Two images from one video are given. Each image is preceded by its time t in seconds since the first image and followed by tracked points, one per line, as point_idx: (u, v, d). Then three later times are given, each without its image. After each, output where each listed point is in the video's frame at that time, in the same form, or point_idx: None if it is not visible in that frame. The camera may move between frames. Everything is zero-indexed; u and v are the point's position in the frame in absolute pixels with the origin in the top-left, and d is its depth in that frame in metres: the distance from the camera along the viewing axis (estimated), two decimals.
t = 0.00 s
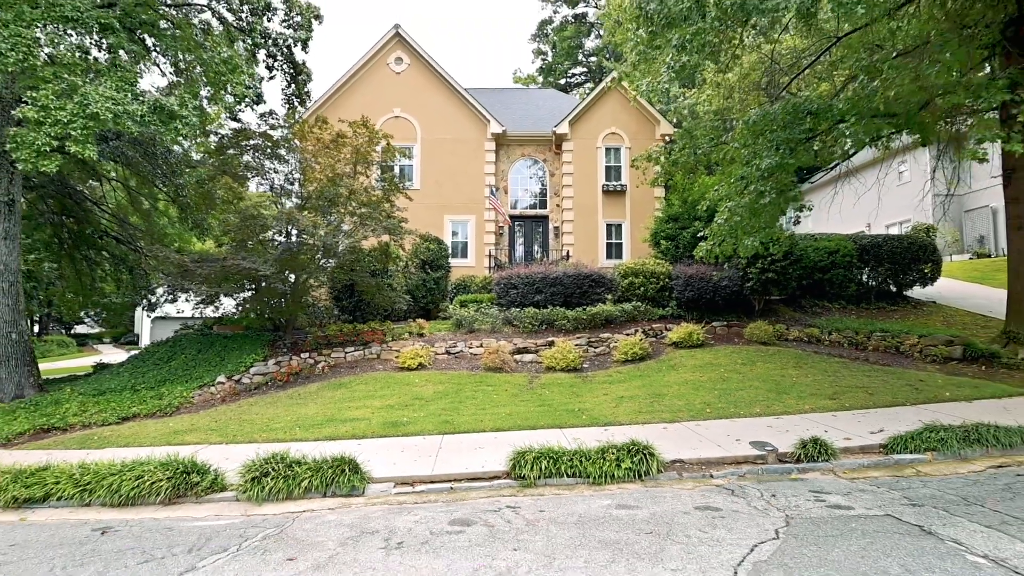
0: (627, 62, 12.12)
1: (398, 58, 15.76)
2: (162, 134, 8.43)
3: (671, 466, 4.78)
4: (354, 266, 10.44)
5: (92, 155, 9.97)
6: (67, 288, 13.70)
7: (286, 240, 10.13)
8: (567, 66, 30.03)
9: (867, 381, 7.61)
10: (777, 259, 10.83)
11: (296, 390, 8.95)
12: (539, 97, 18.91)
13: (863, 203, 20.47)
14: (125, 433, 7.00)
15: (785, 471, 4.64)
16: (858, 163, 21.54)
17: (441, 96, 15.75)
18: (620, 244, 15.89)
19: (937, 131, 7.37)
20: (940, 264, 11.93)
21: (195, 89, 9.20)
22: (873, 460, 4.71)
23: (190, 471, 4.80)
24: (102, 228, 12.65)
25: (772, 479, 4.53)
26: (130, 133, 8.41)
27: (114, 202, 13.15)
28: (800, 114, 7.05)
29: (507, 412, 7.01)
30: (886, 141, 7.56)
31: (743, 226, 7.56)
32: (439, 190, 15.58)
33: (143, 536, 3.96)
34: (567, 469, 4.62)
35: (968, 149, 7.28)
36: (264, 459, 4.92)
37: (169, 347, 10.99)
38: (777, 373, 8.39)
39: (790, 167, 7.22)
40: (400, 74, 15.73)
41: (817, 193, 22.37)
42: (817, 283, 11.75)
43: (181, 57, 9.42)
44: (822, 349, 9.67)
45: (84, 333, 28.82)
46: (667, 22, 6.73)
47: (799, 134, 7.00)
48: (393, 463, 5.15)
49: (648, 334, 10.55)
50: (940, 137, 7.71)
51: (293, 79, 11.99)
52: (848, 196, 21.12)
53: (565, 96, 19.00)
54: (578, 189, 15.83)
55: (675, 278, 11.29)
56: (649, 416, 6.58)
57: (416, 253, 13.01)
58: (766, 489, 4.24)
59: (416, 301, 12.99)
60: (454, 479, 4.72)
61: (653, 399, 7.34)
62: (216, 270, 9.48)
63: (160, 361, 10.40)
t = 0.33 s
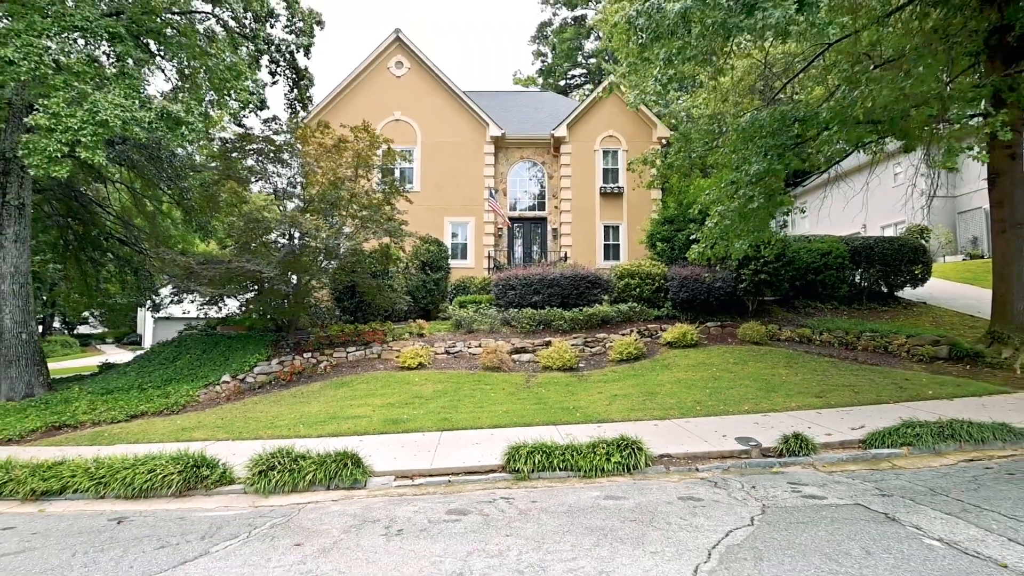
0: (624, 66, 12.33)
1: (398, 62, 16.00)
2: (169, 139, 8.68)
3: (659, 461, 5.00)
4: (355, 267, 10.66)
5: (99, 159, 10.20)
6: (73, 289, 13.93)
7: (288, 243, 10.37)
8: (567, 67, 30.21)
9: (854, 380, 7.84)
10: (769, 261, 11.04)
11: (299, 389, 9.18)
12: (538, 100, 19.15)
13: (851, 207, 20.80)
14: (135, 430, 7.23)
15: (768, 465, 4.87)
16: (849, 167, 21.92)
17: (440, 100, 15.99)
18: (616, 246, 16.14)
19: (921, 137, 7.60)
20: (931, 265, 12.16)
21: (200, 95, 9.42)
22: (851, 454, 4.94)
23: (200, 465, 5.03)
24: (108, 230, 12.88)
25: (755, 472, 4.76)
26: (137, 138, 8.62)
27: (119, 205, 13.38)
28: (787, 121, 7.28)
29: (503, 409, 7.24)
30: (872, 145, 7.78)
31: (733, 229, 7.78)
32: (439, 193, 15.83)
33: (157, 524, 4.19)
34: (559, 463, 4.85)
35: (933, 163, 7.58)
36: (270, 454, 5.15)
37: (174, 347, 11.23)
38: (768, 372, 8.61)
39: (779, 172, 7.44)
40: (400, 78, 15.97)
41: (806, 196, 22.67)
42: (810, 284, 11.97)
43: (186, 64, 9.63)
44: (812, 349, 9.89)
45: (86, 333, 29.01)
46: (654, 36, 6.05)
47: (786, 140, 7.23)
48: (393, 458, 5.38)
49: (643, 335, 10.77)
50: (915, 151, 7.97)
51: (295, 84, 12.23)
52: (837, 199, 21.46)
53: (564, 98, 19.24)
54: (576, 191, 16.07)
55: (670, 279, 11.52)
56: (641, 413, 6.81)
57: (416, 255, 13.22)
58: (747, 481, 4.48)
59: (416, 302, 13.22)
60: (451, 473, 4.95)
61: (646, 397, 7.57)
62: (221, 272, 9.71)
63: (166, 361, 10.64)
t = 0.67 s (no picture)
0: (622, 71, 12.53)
1: (399, 66, 16.24)
2: (179, 145, 8.93)
3: (650, 456, 5.22)
4: (357, 269, 10.89)
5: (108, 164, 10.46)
6: (82, 290, 14.21)
7: (292, 245, 10.64)
8: (568, 68, 30.40)
9: (843, 379, 8.05)
10: (764, 262, 11.25)
11: (304, 387, 9.42)
12: (538, 102, 19.38)
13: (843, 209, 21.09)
14: (145, 427, 7.47)
15: (754, 459, 5.08)
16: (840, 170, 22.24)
17: (441, 103, 16.22)
18: (615, 247, 16.37)
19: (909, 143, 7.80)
20: (924, 266, 12.36)
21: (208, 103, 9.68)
22: (834, 449, 5.15)
23: (212, 459, 5.26)
24: (115, 232, 13.13)
25: (740, 466, 4.98)
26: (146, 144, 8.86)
27: (126, 207, 13.64)
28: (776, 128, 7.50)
29: (502, 407, 7.48)
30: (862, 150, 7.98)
31: (725, 232, 8.02)
32: (439, 196, 16.07)
33: (174, 514, 4.43)
34: (554, 457, 5.07)
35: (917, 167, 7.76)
36: (278, 449, 5.38)
37: (181, 347, 11.48)
38: (761, 371, 8.83)
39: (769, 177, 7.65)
40: (401, 82, 16.21)
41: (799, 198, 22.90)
42: (805, 285, 12.17)
43: (194, 72, 9.89)
44: (805, 349, 10.09)
45: (91, 333, 29.29)
46: (645, 49, 6.05)
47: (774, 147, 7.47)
48: (395, 453, 5.62)
49: (640, 335, 10.99)
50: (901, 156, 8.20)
51: (298, 89, 12.50)
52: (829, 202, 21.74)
53: (563, 101, 19.45)
54: (574, 193, 16.29)
55: (666, 280, 11.73)
56: (634, 411, 7.03)
57: (417, 256, 13.43)
58: (732, 474, 4.70)
59: (418, 302, 13.46)
60: (450, 467, 5.18)
61: (640, 395, 7.80)
62: (228, 273, 9.95)
63: (173, 360, 10.90)
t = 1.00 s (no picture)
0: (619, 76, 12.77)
1: (399, 69, 16.46)
2: (185, 150, 9.03)
3: (641, 450, 5.47)
4: (359, 270, 11.12)
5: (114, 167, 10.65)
6: (87, 291, 14.40)
7: (296, 246, 10.76)
8: (567, 69, 30.60)
9: (832, 378, 8.30)
10: (757, 264, 11.51)
11: (308, 386, 9.65)
12: (537, 105, 19.64)
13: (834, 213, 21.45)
14: (154, 424, 7.71)
15: (741, 453, 5.33)
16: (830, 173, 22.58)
17: (441, 106, 16.44)
18: (612, 248, 16.61)
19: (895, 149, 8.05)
20: (914, 268, 12.62)
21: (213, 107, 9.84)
22: (817, 444, 5.40)
23: (221, 454, 5.49)
24: (120, 234, 13.31)
25: (727, 460, 5.22)
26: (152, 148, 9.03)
27: (130, 209, 13.83)
28: (766, 134, 7.73)
29: (501, 405, 7.73)
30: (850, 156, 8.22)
31: (717, 235, 8.26)
32: (439, 198, 16.31)
33: (188, 505, 4.66)
34: (550, 452, 5.31)
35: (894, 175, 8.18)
36: (285, 445, 5.60)
37: (186, 347, 11.71)
38: (752, 370, 9.07)
39: (759, 182, 7.90)
40: (402, 85, 16.43)
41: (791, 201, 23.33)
42: (798, 286, 12.41)
43: (199, 77, 10.05)
44: (797, 348, 10.34)
45: (92, 333, 29.42)
46: (638, 62, 6.21)
47: (763, 152, 7.73)
48: (398, 448, 5.86)
49: (636, 335, 11.24)
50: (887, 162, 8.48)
51: (301, 93, 12.72)
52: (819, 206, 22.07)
53: (562, 104, 19.70)
54: (573, 195, 16.53)
55: (662, 281, 11.97)
56: (628, 408, 7.28)
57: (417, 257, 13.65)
58: (719, 467, 4.95)
59: (418, 303, 13.70)
60: (451, 461, 5.41)
61: (635, 394, 8.04)
62: (233, 275, 10.18)
63: (179, 360, 11.12)
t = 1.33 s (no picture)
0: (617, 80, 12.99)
1: (402, 73, 16.70)
2: (194, 155, 9.30)
3: (636, 446, 5.70)
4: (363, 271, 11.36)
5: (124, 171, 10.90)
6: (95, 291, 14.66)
7: (301, 248, 11.03)
8: (567, 71, 30.80)
9: (824, 377, 8.53)
10: (752, 265, 11.74)
11: (313, 385, 9.89)
12: (538, 108, 19.88)
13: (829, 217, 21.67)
14: (166, 421, 7.95)
15: (731, 449, 5.56)
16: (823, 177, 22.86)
17: (443, 110, 16.68)
18: (611, 249, 16.84)
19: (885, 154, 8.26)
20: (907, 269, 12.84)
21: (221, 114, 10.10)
22: (804, 440, 5.64)
23: (234, 449, 5.73)
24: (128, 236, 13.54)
25: (717, 455, 5.45)
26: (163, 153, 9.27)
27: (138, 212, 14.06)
28: (759, 140, 7.96)
29: (501, 403, 7.98)
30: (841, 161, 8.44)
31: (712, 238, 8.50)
32: (440, 200, 16.56)
33: (204, 497, 4.90)
34: (548, 448, 5.54)
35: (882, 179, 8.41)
36: (295, 440, 5.85)
37: (194, 346, 11.98)
38: (747, 369, 9.30)
39: (751, 186, 8.15)
40: (404, 88, 16.67)
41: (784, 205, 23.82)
42: (793, 287, 12.62)
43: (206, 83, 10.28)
44: (791, 348, 10.56)
45: (97, 333, 29.67)
46: (632, 73, 6.44)
47: (756, 158, 7.98)
48: (402, 444, 6.11)
49: (634, 335, 11.48)
50: (877, 167, 8.71)
51: (305, 98, 12.98)
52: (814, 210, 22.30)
53: (562, 106, 19.93)
54: (572, 197, 16.75)
55: (660, 282, 12.21)
56: (624, 406, 7.52)
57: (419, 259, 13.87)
58: (709, 462, 5.19)
59: (420, 303, 13.94)
60: (453, 456, 5.65)
61: (632, 392, 8.27)
62: (240, 276, 10.44)
63: (187, 359, 11.38)
